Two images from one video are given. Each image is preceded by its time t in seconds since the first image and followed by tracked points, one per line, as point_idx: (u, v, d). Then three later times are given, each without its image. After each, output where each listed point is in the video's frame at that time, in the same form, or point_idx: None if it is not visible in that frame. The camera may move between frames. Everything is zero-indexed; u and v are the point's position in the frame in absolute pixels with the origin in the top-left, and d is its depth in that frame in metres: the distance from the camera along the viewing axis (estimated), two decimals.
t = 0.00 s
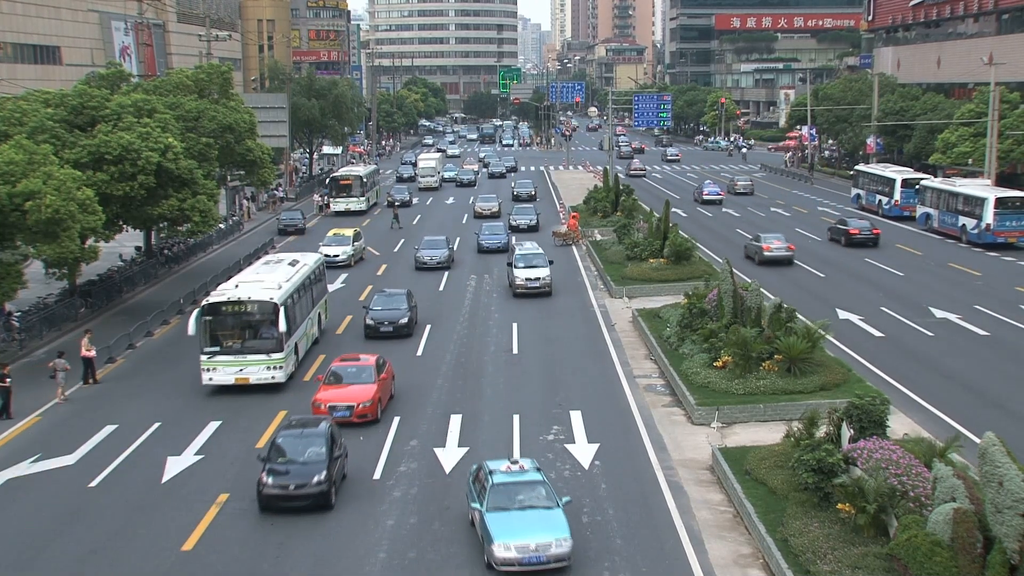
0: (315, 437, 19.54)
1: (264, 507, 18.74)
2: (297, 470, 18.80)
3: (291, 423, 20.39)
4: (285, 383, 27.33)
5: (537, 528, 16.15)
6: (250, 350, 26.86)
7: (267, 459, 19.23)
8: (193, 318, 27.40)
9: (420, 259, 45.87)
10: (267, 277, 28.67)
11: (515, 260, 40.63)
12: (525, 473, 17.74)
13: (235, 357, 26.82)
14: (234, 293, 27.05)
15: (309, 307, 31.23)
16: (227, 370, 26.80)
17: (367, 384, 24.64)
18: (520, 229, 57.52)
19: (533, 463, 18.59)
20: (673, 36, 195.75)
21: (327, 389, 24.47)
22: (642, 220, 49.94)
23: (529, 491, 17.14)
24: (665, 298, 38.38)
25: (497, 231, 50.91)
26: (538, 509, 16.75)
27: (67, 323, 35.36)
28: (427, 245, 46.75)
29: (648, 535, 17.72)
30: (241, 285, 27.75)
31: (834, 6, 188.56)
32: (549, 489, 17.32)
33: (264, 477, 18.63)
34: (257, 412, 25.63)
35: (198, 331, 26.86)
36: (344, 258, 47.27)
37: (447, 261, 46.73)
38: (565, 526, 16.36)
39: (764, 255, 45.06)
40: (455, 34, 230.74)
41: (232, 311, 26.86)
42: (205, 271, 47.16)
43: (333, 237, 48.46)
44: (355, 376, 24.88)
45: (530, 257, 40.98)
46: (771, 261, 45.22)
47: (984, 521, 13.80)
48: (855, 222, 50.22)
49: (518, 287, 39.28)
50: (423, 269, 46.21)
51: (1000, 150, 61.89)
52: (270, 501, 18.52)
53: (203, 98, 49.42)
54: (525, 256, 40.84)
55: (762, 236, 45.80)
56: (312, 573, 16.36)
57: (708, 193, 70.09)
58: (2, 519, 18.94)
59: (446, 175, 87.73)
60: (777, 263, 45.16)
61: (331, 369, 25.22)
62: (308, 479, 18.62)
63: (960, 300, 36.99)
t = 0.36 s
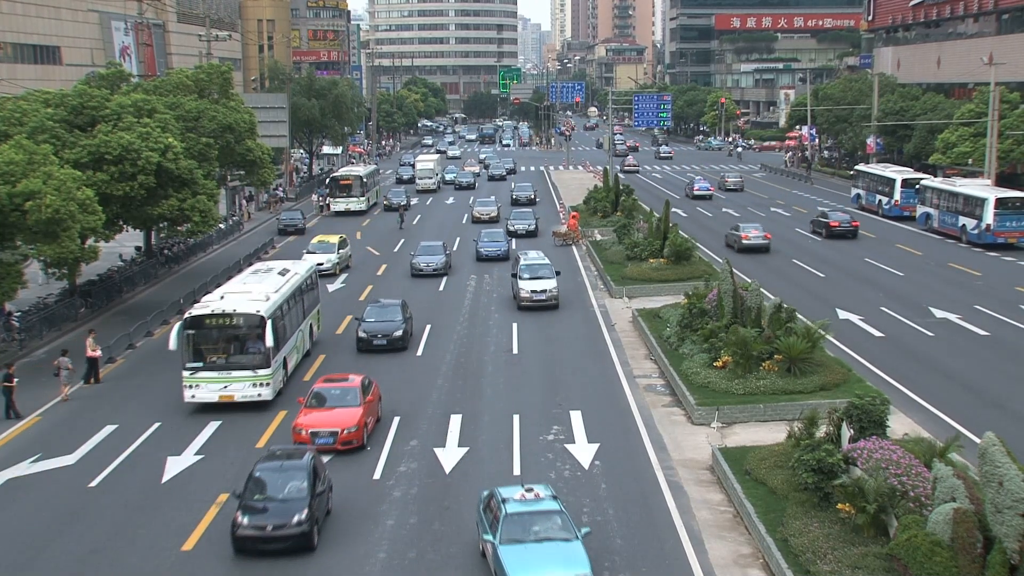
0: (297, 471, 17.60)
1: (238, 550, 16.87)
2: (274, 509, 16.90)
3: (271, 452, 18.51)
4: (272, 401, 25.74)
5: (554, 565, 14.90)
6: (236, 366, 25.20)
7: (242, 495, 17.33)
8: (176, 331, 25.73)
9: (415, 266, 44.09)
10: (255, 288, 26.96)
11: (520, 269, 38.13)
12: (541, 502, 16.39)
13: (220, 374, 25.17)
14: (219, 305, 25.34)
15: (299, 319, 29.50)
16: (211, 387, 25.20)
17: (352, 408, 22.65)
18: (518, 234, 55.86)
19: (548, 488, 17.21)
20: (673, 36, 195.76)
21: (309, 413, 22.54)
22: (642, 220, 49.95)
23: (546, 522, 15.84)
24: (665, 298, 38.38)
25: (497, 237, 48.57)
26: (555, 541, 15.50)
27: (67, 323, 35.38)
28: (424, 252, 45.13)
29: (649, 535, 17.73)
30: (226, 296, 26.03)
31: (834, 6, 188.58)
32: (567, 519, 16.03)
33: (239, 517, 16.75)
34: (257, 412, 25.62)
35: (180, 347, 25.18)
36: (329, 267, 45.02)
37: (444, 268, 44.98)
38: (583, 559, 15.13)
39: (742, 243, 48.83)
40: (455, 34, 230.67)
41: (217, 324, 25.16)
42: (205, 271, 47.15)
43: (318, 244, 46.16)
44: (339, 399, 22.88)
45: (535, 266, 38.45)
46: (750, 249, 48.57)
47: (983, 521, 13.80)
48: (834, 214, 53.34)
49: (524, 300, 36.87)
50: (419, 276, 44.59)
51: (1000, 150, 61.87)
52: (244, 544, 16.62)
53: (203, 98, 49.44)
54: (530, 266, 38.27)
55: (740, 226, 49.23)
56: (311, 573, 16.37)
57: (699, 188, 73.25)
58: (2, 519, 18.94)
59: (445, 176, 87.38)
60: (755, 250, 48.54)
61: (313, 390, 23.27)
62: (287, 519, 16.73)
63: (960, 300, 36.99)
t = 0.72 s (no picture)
0: (276, 511, 16.39)
1: None
2: (251, 553, 15.68)
3: (252, 488, 17.31)
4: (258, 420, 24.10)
5: None
6: (219, 384, 23.53)
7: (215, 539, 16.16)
8: (155, 345, 24.03)
9: (411, 273, 42.45)
10: (240, 299, 25.29)
11: (525, 283, 35.76)
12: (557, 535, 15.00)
13: (201, 392, 23.48)
14: (201, 318, 23.68)
15: (288, 332, 27.86)
16: (192, 406, 23.51)
17: (336, 435, 20.74)
18: (518, 240, 53.87)
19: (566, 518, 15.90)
20: (673, 36, 195.81)
21: (289, 440, 20.62)
22: (642, 220, 49.97)
23: (562, 556, 14.50)
24: (665, 298, 38.39)
25: (497, 245, 46.12)
26: None
27: (67, 323, 35.38)
28: (419, 258, 43.40)
29: (649, 535, 17.75)
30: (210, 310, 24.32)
31: (834, 6, 188.63)
32: (586, 553, 14.65)
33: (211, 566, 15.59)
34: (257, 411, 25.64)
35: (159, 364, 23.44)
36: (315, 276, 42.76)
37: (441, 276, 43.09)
38: None
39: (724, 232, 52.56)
40: (455, 34, 230.64)
41: (200, 338, 23.47)
42: (206, 271, 47.14)
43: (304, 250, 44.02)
44: (322, 426, 20.95)
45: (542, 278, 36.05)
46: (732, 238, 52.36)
47: (983, 521, 13.80)
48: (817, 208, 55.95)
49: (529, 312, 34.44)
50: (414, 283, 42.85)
51: (1000, 150, 61.86)
52: None
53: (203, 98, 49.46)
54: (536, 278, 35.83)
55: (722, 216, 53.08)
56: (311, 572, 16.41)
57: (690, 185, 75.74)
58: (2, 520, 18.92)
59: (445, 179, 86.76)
60: (736, 240, 52.35)
61: (294, 415, 21.38)
62: (264, 566, 15.50)
63: (960, 300, 37.01)
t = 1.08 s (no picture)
0: (251, 556, 15.31)
1: None
2: None
3: (228, 528, 16.26)
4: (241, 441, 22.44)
5: None
6: (199, 404, 21.86)
7: None
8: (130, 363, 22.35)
9: (408, 279, 40.79)
10: (224, 313, 23.63)
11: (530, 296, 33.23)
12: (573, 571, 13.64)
13: (180, 413, 21.80)
14: (180, 334, 22.00)
15: (276, 346, 26.24)
16: (171, 428, 21.83)
17: (319, 466, 18.93)
18: (519, 246, 51.61)
19: (584, 551, 14.50)
20: (673, 36, 195.93)
21: (268, 471, 18.82)
22: (642, 220, 49.98)
23: None
24: (665, 298, 38.41)
25: (496, 254, 43.97)
26: None
27: (67, 323, 35.35)
28: (415, 264, 41.75)
29: (648, 535, 17.75)
30: (190, 324, 22.66)
31: (834, 6, 188.74)
32: None
33: None
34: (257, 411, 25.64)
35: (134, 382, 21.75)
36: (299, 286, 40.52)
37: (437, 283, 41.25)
38: None
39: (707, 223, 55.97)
40: (455, 34, 230.65)
41: (179, 356, 21.81)
42: (206, 271, 47.12)
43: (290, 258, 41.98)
44: (304, 456, 19.13)
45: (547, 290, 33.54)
46: (714, 228, 55.86)
47: (983, 521, 13.80)
48: (803, 204, 58.76)
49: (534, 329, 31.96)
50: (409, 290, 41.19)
51: (1000, 150, 61.86)
52: None
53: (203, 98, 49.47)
54: (542, 291, 33.28)
55: (707, 209, 56.54)
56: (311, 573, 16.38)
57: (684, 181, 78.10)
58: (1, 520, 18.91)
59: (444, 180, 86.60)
60: (719, 230, 55.77)
61: (275, 442, 19.55)
62: None
63: (960, 300, 37.03)
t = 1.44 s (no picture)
0: None
1: None
2: None
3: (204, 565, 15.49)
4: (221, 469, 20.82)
5: None
6: (175, 427, 20.28)
7: None
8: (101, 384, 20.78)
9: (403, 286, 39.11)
10: (204, 328, 22.13)
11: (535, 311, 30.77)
12: None
13: (154, 438, 20.20)
14: (156, 352, 20.49)
15: (262, 361, 24.79)
16: (145, 454, 20.21)
17: (302, 501, 17.18)
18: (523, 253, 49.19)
19: None
20: (673, 36, 195.97)
21: (245, 506, 17.07)
22: (642, 220, 49.98)
23: None
24: (665, 298, 38.40)
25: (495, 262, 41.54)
26: None
27: (67, 323, 35.34)
28: (411, 271, 40.05)
29: (648, 534, 17.75)
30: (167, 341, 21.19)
31: (834, 6, 188.74)
32: None
33: None
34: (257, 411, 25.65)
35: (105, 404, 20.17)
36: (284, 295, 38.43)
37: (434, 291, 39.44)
38: None
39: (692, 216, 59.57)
40: (455, 34, 230.60)
41: (154, 375, 20.28)
42: (206, 271, 47.12)
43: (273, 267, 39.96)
44: (285, 489, 17.33)
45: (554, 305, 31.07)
46: (700, 220, 59.37)
47: (983, 521, 13.79)
48: (790, 198, 61.61)
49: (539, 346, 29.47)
50: (405, 299, 39.53)
51: (1000, 150, 61.83)
52: None
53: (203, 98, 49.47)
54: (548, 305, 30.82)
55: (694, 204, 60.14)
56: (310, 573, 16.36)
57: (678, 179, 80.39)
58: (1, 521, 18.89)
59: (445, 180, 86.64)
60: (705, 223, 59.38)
61: (253, 472, 17.76)
62: None
63: (960, 300, 37.02)
